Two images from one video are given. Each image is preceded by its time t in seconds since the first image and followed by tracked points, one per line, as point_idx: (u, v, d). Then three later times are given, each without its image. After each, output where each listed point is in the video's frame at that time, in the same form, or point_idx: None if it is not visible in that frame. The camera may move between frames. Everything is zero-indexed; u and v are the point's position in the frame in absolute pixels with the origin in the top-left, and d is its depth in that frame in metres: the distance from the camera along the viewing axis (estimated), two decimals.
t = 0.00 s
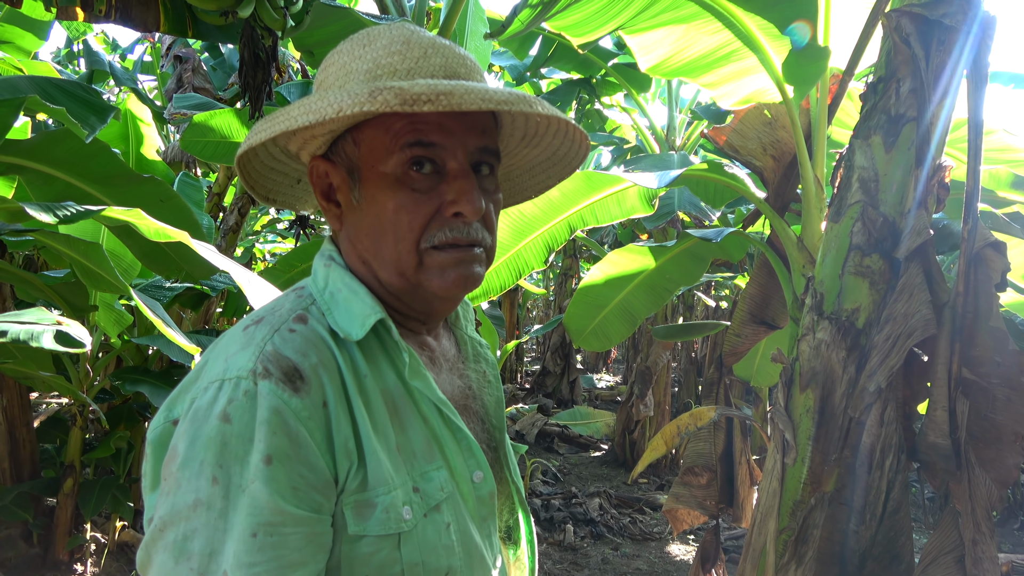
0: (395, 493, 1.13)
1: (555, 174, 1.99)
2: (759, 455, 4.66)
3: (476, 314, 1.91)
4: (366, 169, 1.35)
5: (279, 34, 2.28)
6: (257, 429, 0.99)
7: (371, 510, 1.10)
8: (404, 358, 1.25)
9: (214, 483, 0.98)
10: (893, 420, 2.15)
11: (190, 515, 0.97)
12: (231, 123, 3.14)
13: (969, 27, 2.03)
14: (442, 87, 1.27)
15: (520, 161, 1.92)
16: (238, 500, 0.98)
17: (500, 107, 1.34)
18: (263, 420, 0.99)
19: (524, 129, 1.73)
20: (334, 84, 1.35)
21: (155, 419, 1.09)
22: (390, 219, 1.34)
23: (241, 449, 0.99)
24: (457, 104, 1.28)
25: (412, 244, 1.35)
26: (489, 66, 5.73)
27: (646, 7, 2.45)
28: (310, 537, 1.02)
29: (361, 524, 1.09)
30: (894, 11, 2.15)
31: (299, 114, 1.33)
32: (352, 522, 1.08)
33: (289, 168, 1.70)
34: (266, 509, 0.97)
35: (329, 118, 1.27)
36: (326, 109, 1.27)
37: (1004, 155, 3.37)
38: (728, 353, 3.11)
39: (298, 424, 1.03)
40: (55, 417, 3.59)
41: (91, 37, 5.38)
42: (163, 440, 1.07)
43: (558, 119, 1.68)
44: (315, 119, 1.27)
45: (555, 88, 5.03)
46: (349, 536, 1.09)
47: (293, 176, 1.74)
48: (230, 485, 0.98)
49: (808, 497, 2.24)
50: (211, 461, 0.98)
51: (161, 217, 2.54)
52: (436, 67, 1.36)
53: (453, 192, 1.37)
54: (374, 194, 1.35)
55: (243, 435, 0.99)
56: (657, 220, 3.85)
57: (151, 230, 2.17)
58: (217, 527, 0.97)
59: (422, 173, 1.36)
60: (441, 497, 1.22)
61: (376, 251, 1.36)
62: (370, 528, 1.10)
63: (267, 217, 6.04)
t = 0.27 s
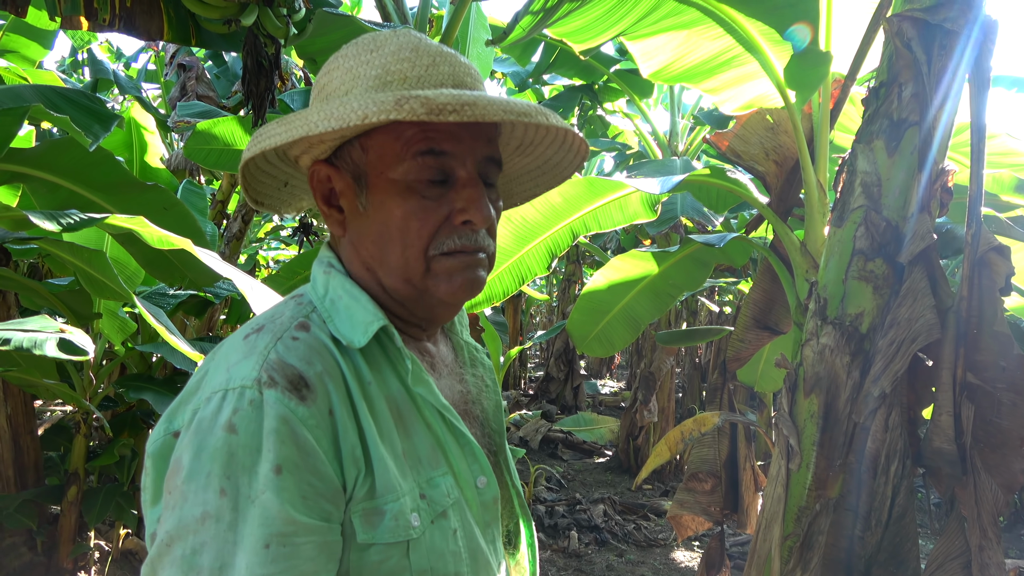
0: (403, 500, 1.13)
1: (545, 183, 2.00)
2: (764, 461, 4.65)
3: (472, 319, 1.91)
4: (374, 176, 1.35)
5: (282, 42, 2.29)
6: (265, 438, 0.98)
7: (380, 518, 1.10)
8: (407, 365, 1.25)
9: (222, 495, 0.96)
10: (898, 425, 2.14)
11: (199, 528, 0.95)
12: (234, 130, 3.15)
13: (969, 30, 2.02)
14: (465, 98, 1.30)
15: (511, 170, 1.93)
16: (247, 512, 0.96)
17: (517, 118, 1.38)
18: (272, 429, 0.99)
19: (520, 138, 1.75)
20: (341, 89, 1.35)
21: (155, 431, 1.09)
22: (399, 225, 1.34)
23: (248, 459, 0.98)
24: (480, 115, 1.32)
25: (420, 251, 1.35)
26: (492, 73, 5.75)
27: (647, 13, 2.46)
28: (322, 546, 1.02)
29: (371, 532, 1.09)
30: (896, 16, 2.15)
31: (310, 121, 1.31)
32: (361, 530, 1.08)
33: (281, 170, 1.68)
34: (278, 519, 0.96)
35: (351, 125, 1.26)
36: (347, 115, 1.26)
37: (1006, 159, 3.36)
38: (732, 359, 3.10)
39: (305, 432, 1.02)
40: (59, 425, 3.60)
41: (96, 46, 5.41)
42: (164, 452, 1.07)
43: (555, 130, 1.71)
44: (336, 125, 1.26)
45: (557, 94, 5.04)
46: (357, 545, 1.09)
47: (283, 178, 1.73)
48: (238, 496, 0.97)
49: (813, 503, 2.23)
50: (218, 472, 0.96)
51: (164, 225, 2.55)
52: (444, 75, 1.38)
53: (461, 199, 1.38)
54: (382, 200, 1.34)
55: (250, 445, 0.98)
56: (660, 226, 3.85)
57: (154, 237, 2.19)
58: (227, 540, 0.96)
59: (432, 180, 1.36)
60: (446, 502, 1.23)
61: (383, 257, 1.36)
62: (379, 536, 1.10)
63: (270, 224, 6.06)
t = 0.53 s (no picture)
0: (414, 508, 1.13)
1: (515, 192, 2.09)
2: (768, 467, 4.64)
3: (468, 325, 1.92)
4: (410, 179, 1.32)
5: (285, 48, 2.31)
6: (278, 450, 0.98)
7: (391, 526, 1.10)
8: (413, 373, 1.25)
9: (234, 508, 0.96)
10: (900, 430, 2.14)
11: (211, 541, 0.94)
12: (237, 136, 3.16)
13: (970, 35, 2.02)
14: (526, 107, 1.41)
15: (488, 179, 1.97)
16: (261, 524, 0.96)
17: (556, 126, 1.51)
18: (285, 441, 0.99)
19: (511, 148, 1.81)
20: (378, 92, 1.33)
21: (159, 442, 1.08)
22: (435, 229, 1.32)
23: (260, 471, 0.98)
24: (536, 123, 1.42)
25: (452, 255, 1.34)
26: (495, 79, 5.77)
27: (649, 19, 2.47)
28: (336, 557, 1.01)
29: (382, 541, 1.09)
30: (896, 21, 2.14)
31: (372, 120, 1.25)
32: (373, 540, 1.08)
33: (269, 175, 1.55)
34: (295, 532, 0.96)
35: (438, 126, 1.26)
36: (431, 115, 1.25)
37: (1008, 163, 3.37)
38: (735, 364, 3.10)
39: (318, 442, 1.02)
40: (63, 430, 3.61)
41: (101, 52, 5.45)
42: (170, 463, 1.07)
43: (544, 143, 1.81)
44: (422, 126, 1.24)
45: (560, 100, 5.06)
46: (369, 554, 1.09)
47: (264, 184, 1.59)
48: (251, 508, 0.96)
49: (816, 508, 2.23)
50: (230, 484, 0.96)
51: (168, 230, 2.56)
52: (470, 84, 1.43)
53: (490, 203, 1.38)
54: (418, 204, 1.31)
55: (262, 456, 0.98)
56: (662, 230, 3.87)
57: (159, 242, 2.20)
58: (240, 553, 0.95)
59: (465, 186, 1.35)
60: (455, 509, 1.24)
61: (414, 261, 1.33)
62: (391, 545, 1.10)
63: (273, 229, 6.08)
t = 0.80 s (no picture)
0: (433, 515, 1.12)
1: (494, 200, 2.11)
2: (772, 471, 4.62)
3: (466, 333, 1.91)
4: (434, 182, 1.29)
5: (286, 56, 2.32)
6: (301, 461, 0.96)
7: (411, 534, 1.09)
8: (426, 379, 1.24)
9: (256, 519, 0.93)
10: (904, 433, 2.14)
11: (232, 555, 0.92)
12: (239, 144, 3.17)
13: (969, 36, 2.03)
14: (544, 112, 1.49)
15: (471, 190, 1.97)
16: (284, 535, 0.94)
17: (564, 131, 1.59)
18: (307, 451, 0.97)
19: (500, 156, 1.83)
20: (404, 97, 1.33)
21: (170, 454, 1.05)
22: (459, 232, 1.29)
23: (281, 482, 0.96)
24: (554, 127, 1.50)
25: (473, 259, 1.31)
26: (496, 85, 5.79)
27: (649, 23, 2.48)
28: (358, 566, 1.00)
29: (403, 550, 1.08)
30: (896, 24, 2.14)
31: (420, 124, 1.23)
32: (393, 548, 1.07)
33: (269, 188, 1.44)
34: (321, 543, 0.94)
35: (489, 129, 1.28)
36: (481, 118, 1.28)
37: (1010, 165, 3.37)
38: (738, 367, 3.09)
39: (341, 451, 1.00)
40: (66, 438, 3.61)
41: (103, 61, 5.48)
42: (182, 476, 1.04)
43: (529, 151, 1.86)
44: (474, 128, 1.26)
45: (561, 105, 5.07)
46: (389, 563, 1.07)
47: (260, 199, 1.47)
48: (273, 520, 0.94)
49: (821, 512, 2.21)
50: (250, 496, 0.94)
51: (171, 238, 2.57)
52: (479, 92, 1.46)
53: (506, 207, 1.36)
54: (442, 206, 1.28)
55: (283, 467, 0.96)
56: (664, 234, 3.87)
57: (161, 250, 2.20)
58: (263, 565, 0.93)
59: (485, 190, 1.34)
60: (469, 514, 1.24)
61: (436, 266, 1.29)
62: (411, 553, 1.08)
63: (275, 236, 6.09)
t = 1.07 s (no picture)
0: (440, 517, 1.12)
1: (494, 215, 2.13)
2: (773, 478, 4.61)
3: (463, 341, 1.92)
4: (458, 185, 1.29)
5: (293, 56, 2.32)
6: (311, 464, 0.95)
7: (419, 536, 1.09)
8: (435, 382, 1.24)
9: (263, 523, 0.92)
10: (907, 442, 2.13)
11: (239, 558, 0.90)
12: (245, 144, 3.18)
13: (977, 47, 2.03)
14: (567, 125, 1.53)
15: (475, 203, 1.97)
16: (292, 539, 0.93)
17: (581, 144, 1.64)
18: (318, 454, 0.96)
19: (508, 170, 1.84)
20: (437, 101, 1.34)
21: (177, 457, 1.04)
22: (480, 236, 1.28)
23: (291, 486, 0.95)
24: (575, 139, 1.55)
25: (491, 264, 1.30)
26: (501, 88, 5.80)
27: (656, 29, 2.48)
28: (368, 569, 1.00)
29: (410, 552, 1.07)
30: (903, 32, 2.14)
31: (461, 122, 1.24)
32: (402, 550, 1.06)
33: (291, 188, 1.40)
34: (332, 546, 0.94)
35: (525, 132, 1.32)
36: (517, 121, 1.31)
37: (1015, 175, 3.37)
38: (740, 374, 3.08)
39: (353, 454, 0.99)
40: (67, 435, 3.61)
41: (111, 59, 5.50)
42: (190, 479, 1.03)
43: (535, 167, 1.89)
44: (511, 130, 1.28)
45: (566, 109, 5.08)
46: (397, 565, 1.06)
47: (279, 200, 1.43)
48: (282, 524, 0.93)
49: (821, 520, 2.21)
50: (258, 499, 0.92)
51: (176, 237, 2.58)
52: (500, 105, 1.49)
53: (522, 216, 1.36)
54: (465, 210, 1.28)
55: (293, 471, 0.95)
56: (668, 240, 3.87)
57: (167, 248, 2.21)
58: (270, 570, 0.91)
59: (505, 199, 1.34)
60: (475, 516, 1.24)
61: (454, 268, 1.28)
62: (419, 556, 1.08)
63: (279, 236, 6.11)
